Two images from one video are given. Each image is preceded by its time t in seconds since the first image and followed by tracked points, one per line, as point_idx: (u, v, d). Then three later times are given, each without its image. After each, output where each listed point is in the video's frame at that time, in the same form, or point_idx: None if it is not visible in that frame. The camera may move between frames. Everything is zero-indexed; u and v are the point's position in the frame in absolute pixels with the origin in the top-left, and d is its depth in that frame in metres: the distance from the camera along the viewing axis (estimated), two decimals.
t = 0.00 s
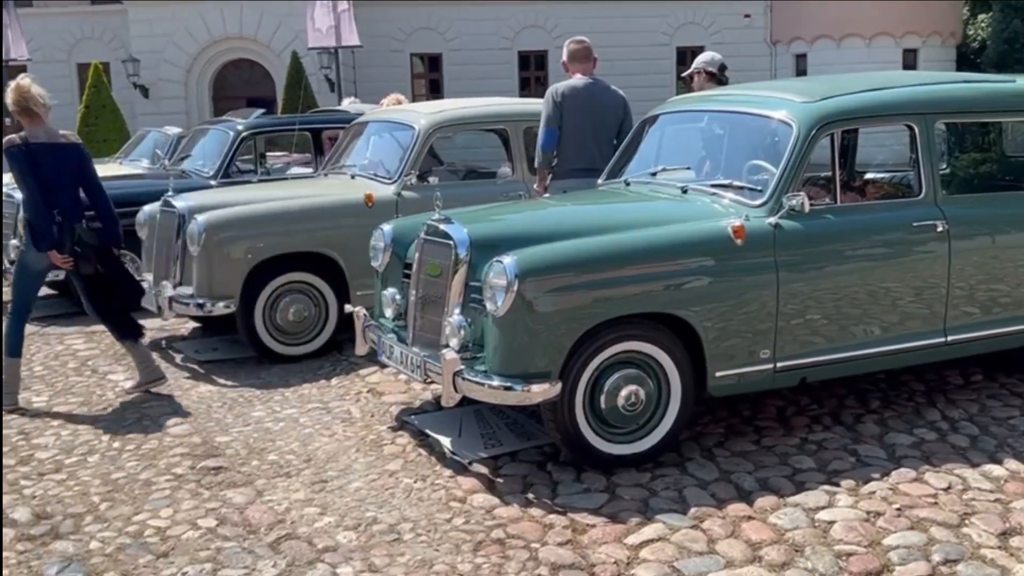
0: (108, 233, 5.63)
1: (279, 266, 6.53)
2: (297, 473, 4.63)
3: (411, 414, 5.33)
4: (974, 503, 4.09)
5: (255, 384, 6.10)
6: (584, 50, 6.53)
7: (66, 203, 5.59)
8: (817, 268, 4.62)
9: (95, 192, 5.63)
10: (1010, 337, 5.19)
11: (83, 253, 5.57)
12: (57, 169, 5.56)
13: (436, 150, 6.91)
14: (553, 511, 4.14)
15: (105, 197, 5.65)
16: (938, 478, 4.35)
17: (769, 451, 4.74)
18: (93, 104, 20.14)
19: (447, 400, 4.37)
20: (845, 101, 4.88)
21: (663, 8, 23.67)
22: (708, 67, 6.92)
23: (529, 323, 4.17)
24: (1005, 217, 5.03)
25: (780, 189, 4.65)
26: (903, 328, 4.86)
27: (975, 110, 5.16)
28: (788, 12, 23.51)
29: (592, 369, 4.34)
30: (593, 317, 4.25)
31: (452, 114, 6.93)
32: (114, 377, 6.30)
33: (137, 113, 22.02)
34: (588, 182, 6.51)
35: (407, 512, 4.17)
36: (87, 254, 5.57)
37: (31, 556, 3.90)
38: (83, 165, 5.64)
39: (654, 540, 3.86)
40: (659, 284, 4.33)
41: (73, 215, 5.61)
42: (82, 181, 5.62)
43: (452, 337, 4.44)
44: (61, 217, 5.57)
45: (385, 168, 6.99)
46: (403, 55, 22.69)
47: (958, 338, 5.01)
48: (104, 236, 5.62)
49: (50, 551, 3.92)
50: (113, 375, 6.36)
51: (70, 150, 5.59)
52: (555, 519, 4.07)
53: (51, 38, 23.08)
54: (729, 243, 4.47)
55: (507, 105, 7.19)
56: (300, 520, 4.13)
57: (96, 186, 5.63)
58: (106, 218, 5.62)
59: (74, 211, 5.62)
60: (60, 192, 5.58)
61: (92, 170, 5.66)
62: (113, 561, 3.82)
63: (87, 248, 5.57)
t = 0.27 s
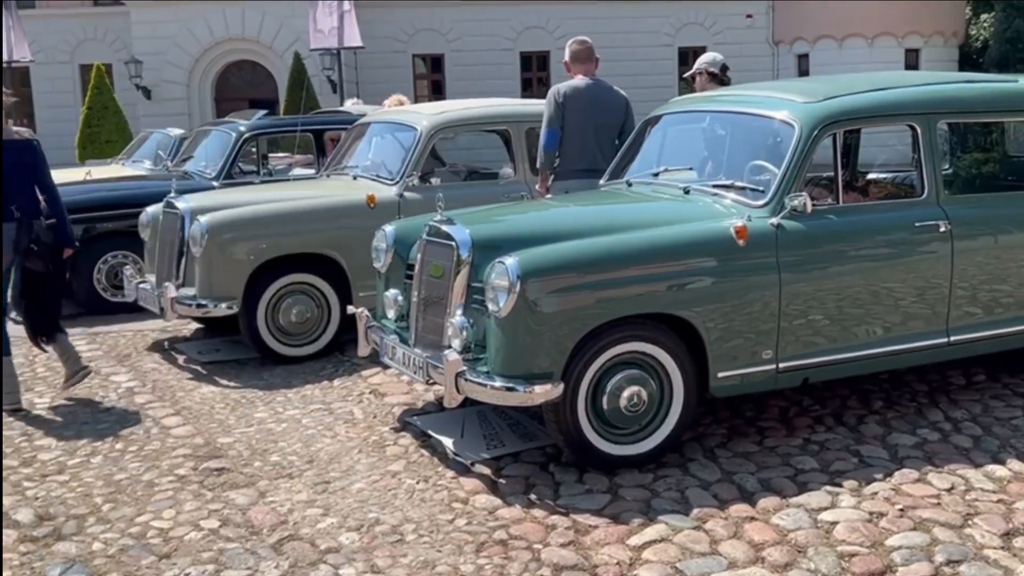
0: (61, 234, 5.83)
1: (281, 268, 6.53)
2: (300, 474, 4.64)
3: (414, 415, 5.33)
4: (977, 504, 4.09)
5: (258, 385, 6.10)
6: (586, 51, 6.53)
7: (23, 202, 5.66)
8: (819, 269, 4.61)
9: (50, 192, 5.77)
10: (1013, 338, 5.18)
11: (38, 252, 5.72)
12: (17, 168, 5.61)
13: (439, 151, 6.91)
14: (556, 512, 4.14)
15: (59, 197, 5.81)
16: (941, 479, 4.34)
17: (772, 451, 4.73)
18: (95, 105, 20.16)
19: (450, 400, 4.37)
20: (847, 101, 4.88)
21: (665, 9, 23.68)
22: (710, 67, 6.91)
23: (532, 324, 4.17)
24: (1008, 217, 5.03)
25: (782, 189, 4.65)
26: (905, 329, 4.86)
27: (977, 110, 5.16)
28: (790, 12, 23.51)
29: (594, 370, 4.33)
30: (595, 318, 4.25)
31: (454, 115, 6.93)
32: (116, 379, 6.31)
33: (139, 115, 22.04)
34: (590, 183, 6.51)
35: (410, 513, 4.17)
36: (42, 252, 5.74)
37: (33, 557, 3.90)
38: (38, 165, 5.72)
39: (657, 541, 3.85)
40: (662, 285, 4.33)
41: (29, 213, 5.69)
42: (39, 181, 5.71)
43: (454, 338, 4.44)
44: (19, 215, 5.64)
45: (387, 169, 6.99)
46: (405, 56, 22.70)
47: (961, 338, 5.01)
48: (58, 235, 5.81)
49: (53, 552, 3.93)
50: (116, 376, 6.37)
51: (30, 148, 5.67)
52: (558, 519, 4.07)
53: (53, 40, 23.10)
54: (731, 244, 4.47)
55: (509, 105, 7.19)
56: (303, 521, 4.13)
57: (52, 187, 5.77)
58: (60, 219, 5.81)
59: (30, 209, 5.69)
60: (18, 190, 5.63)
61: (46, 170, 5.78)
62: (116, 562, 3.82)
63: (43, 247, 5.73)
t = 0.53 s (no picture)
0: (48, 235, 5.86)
1: (287, 269, 6.53)
2: (305, 475, 4.64)
3: (419, 416, 5.34)
4: (983, 505, 4.08)
5: (263, 386, 6.11)
6: (591, 52, 6.51)
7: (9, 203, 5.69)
8: (824, 270, 4.61)
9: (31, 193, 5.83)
10: (1019, 339, 5.17)
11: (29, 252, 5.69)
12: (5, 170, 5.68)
13: (444, 152, 6.92)
14: (561, 513, 4.14)
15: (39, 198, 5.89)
16: (947, 480, 4.34)
17: (778, 453, 4.73)
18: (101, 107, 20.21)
19: (455, 402, 4.37)
20: (853, 102, 4.87)
21: (670, 10, 23.67)
22: (716, 68, 6.90)
23: (537, 325, 4.17)
24: (1014, 218, 5.02)
25: (788, 190, 4.64)
26: (911, 330, 4.85)
27: (983, 111, 5.15)
28: (795, 13, 23.50)
29: (600, 371, 4.33)
30: (601, 319, 4.25)
31: (459, 116, 6.93)
32: (122, 380, 6.32)
33: (145, 117, 22.08)
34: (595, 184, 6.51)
35: (415, 514, 4.17)
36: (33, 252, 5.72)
37: (40, 558, 3.91)
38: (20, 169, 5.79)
39: (663, 543, 3.85)
40: (667, 286, 4.33)
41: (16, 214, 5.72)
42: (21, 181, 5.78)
43: (460, 339, 4.44)
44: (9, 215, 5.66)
45: (392, 171, 6.99)
46: (411, 57, 22.72)
47: (967, 339, 5.00)
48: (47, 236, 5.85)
49: (59, 553, 3.94)
50: (122, 378, 6.38)
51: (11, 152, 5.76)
52: (563, 521, 4.07)
53: (59, 42, 23.16)
54: (736, 245, 4.47)
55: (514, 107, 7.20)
56: (308, 522, 4.14)
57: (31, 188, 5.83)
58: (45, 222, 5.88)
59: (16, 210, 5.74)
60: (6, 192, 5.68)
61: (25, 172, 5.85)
62: (122, 564, 3.83)
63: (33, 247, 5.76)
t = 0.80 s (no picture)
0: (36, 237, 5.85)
1: (294, 272, 6.55)
2: (313, 477, 4.65)
3: (427, 418, 5.34)
4: (992, 508, 4.07)
5: (271, 389, 6.12)
6: (597, 54, 6.51)
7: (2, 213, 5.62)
8: (832, 273, 4.60)
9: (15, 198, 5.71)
10: None
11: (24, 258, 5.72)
12: None
13: (451, 155, 6.92)
14: (568, 516, 4.13)
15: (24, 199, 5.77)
16: (955, 483, 4.32)
17: (786, 456, 4.72)
18: (110, 110, 20.27)
19: (463, 404, 4.38)
20: (861, 104, 4.86)
21: (678, 12, 23.66)
22: (723, 71, 6.90)
23: (544, 328, 4.17)
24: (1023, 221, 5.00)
25: (796, 193, 4.64)
26: (920, 332, 4.84)
27: (991, 113, 5.13)
28: (803, 15, 23.47)
29: (607, 374, 4.33)
30: (608, 322, 4.25)
31: (467, 119, 6.94)
32: (131, 383, 6.34)
33: (153, 119, 22.16)
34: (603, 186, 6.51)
35: (423, 517, 4.18)
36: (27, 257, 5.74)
37: (49, 560, 3.92)
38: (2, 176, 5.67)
39: (670, 546, 3.85)
40: (674, 288, 4.33)
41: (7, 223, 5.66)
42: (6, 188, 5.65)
43: (467, 342, 4.44)
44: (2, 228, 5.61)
45: (400, 173, 7.01)
46: (418, 60, 22.75)
47: (976, 341, 4.99)
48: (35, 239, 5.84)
49: (68, 555, 3.95)
50: (130, 380, 6.40)
51: None
52: (571, 524, 4.07)
53: (68, 45, 23.25)
54: (744, 247, 4.46)
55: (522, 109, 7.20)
56: (316, 524, 4.15)
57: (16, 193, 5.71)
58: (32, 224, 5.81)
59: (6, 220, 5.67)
60: None
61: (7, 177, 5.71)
62: (131, 566, 3.84)
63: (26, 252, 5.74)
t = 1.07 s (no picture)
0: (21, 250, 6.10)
1: (305, 275, 6.56)
2: (323, 480, 4.66)
3: (437, 421, 5.35)
4: (1003, 512, 4.05)
5: (281, 392, 6.13)
6: (608, 57, 6.50)
7: None
8: (843, 276, 4.59)
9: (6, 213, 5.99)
10: None
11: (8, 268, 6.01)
12: None
13: (461, 158, 6.93)
14: (578, 519, 4.13)
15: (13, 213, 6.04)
16: (967, 487, 4.31)
17: (796, 459, 4.71)
18: (122, 114, 20.35)
19: (472, 407, 4.39)
20: (871, 108, 4.85)
21: (688, 15, 23.64)
22: (733, 74, 6.89)
23: (554, 331, 4.17)
24: None
25: (806, 196, 4.63)
26: (931, 336, 4.83)
27: (1003, 116, 5.10)
28: (814, 18, 23.41)
29: (617, 377, 4.33)
30: (617, 325, 4.25)
31: (477, 122, 6.95)
32: (142, 385, 6.36)
33: (165, 123, 22.24)
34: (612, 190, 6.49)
35: (432, 520, 4.18)
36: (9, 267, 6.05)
37: (60, 561, 3.94)
38: None
39: (680, 549, 3.84)
40: (685, 292, 4.33)
41: None
42: None
43: (477, 345, 4.45)
44: None
45: (410, 177, 7.02)
46: (428, 64, 22.78)
47: (987, 345, 4.97)
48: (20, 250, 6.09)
49: (79, 557, 3.96)
50: (142, 383, 6.42)
51: None
52: (580, 527, 4.07)
53: (80, 49, 23.36)
54: (754, 251, 4.46)
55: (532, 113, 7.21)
56: (326, 527, 4.15)
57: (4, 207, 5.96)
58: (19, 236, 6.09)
59: None
60: None
61: None
62: (142, 568, 3.85)
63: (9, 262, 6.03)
